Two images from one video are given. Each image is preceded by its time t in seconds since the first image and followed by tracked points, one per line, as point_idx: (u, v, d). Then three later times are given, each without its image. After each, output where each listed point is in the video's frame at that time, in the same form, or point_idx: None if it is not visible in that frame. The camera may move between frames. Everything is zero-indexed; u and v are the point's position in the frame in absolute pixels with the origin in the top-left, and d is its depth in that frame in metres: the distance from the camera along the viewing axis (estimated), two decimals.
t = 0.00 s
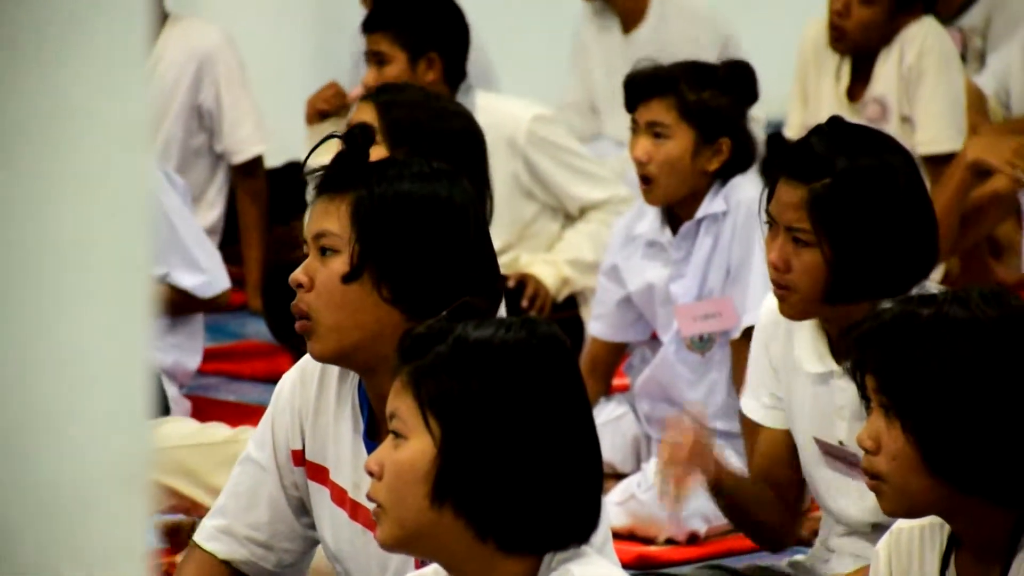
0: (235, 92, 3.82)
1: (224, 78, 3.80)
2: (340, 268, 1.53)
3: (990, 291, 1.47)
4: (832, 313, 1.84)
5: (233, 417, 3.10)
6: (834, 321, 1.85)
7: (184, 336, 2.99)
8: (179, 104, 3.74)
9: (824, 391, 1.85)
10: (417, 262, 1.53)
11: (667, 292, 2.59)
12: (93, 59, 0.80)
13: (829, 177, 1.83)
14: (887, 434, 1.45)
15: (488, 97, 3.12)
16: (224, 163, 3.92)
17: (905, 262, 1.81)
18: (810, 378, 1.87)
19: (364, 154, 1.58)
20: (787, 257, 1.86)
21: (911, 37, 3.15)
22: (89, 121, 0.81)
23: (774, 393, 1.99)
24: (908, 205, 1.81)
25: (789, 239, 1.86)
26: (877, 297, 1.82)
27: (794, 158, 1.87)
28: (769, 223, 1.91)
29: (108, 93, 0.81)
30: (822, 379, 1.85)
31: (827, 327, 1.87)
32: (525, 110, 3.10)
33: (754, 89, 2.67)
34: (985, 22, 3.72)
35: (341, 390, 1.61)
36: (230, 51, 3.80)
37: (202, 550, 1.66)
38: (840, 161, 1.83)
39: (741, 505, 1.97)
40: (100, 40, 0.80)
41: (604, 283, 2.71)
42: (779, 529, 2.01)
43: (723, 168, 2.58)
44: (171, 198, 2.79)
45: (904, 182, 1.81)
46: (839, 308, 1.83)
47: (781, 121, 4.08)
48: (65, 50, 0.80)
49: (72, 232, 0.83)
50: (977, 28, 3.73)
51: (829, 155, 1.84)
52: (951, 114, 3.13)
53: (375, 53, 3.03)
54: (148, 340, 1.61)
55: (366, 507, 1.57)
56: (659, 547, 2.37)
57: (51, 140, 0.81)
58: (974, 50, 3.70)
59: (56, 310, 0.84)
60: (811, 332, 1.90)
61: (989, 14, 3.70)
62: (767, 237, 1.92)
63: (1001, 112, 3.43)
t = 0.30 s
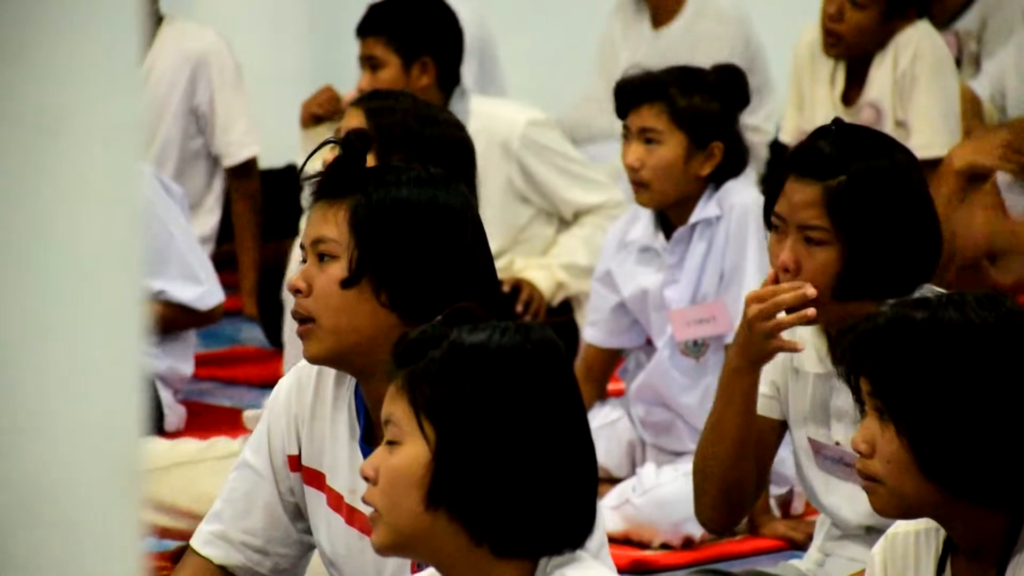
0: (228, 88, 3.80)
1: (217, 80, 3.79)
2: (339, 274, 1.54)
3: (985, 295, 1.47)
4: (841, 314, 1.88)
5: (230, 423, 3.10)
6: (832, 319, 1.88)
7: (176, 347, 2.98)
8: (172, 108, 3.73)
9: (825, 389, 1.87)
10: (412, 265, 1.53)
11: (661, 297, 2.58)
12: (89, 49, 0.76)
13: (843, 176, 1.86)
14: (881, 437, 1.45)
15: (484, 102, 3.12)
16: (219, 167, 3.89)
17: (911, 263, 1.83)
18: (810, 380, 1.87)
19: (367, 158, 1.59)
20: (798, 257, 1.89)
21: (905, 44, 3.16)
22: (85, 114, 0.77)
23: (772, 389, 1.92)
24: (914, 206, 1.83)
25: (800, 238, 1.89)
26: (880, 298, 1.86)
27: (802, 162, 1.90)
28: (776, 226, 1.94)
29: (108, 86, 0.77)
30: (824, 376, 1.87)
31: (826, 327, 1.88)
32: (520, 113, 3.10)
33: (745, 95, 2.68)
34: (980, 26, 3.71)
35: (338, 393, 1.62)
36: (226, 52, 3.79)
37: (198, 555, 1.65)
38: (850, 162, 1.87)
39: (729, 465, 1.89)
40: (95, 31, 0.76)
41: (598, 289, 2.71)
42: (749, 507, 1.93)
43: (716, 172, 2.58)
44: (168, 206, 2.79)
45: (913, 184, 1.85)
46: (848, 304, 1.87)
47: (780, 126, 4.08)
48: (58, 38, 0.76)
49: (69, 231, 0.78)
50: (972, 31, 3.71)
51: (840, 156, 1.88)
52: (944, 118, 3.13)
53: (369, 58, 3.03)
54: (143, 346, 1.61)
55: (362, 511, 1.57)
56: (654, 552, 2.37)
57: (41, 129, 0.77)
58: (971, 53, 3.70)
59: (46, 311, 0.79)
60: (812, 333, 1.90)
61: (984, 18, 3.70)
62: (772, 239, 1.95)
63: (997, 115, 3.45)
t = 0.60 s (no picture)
0: (225, 81, 3.76)
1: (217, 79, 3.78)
2: (345, 274, 1.55)
3: (981, 296, 1.47)
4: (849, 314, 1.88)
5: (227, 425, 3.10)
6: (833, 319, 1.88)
7: (175, 348, 2.95)
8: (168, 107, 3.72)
9: (829, 393, 1.86)
10: (414, 266, 1.53)
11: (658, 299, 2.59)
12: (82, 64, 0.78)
13: (845, 176, 1.87)
14: (879, 437, 1.45)
15: (481, 104, 3.10)
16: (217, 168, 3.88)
17: (914, 264, 1.85)
18: (813, 384, 1.88)
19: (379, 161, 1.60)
20: (801, 258, 1.89)
21: (903, 45, 3.16)
22: (77, 120, 0.78)
23: (778, 391, 1.92)
24: (918, 205, 1.84)
25: (804, 240, 1.89)
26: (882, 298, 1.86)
27: (803, 164, 1.90)
28: (777, 228, 1.94)
29: (104, 92, 0.78)
30: (828, 381, 1.86)
31: (825, 327, 1.88)
32: (519, 114, 3.10)
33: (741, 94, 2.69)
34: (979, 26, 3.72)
35: (340, 394, 1.62)
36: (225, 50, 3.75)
37: (197, 555, 1.65)
38: (852, 163, 1.87)
39: (737, 471, 1.89)
40: (95, 26, 0.77)
41: (594, 291, 2.71)
42: (755, 511, 1.94)
43: (712, 172, 2.57)
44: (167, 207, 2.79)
45: (915, 183, 1.85)
46: (851, 304, 1.87)
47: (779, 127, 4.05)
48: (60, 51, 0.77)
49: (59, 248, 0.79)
50: (971, 32, 3.72)
51: (840, 157, 1.88)
52: (943, 119, 3.13)
53: (367, 59, 3.02)
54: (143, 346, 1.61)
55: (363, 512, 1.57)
56: (652, 553, 2.37)
57: (39, 141, 0.78)
58: (969, 55, 3.71)
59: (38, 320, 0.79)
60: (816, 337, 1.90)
61: (983, 18, 3.70)
62: (773, 241, 1.96)
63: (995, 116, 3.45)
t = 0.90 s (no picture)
0: (221, 78, 3.75)
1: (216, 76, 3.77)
2: (349, 273, 1.54)
3: (980, 293, 1.47)
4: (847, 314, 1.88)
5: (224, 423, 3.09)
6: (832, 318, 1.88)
7: (174, 348, 2.98)
8: (167, 105, 3.72)
9: (828, 390, 1.86)
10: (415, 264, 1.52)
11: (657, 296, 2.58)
12: (80, 67, 0.81)
13: (843, 173, 1.86)
14: (879, 435, 1.45)
15: (481, 100, 3.12)
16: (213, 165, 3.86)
17: (910, 261, 1.85)
18: (812, 383, 1.88)
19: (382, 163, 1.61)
20: (798, 256, 1.89)
21: (901, 42, 3.16)
22: (74, 122, 0.81)
23: (776, 389, 1.94)
24: (913, 204, 1.85)
25: (801, 238, 1.89)
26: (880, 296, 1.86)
27: (800, 162, 1.90)
28: (774, 226, 1.93)
29: (98, 97, 0.81)
30: (826, 378, 1.87)
31: (825, 324, 1.89)
32: (516, 112, 3.11)
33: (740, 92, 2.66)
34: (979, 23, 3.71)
35: (340, 394, 1.62)
36: (223, 48, 3.74)
37: (197, 553, 1.65)
38: (849, 162, 1.87)
39: (737, 472, 1.89)
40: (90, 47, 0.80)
41: (594, 289, 2.71)
42: (758, 511, 1.94)
43: (710, 171, 2.57)
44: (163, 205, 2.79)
45: (913, 181, 1.86)
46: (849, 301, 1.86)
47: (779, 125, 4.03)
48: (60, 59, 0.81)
49: (60, 252, 0.82)
50: (971, 29, 3.70)
51: (837, 156, 1.88)
52: (941, 117, 3.13)
53: (365, 57, 3.03)
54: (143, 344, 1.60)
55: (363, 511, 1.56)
56: (652, 550, 2.37)
57: (39, 149, 0.81)
58: (967, 51, 3.70)
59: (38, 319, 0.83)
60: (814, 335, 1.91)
61: (982, 16, 3.69)
62: (770, 239, 1.95)
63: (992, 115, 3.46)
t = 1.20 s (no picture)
0: (226, 72, 3.72)
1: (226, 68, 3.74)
2: (344, 269, 1.55)
3: (981, 285, 1.47)
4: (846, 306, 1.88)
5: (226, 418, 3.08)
6: (836, 310, 1.88)
7: (174, 341, 2.99)
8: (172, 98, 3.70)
9: (830, 382, 1.86)
10: (412, 259, 1.53)
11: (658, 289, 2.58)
12: (80, 75, 0.86)
13: (839, 165, 1.86)
14: (880, 429, 1.45)
15: (481, 93, 3.13)
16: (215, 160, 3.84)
17: (906, 254, 1.86)
18: (813, 376, 1.87)
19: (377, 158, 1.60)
20: (796, 248, 1.88)
21: (901, 34, 3.16)
22: (72, 133, 0.87)
23: (776, 382, 1.94)
24: (910, 196, 1.85)
25: (799, 231, 1.89)
26: (879, 288, 1.86)
27: (798, 154, 1.90)
28: (773, 218, 1.93)
29: (98, 98, 0.86)
30: (828, 370, 1.86)
31: (826, 316, 1.88)
32: (515, 105, 3.11)
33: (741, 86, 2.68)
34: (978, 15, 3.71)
35: (339, 389, 1.61)
36: (229, 42, 3.73)
37: (197, 547, 1.66)
38: (847, 153, 1.87)
39: (737, 466, 1.89)
40: (89, 61, 0.86)
41: (595, 282, 2.71)
42: (760, 504, 1.94)
43: (710, 163, 2.58)
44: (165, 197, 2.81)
45: (911, 173, 1.86)
46: (848, 293, 1.86)
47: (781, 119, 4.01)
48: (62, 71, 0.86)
49: (60, 254, 0.87)
50: (971, 20, 3.71)
51: (834, 147, 1.88)
52: (942, 110, 3.14)
53: (364, 50, 3.03)
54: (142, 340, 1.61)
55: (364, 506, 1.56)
56: (654, 543, 2.38)
57: (39, 156, 0.87)
58: (968, 43, 3.71)
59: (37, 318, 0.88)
60: (814, 327, 1.91)
61: (982, 8, 3.69)
62: (770, 230, 1.95)
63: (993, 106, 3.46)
